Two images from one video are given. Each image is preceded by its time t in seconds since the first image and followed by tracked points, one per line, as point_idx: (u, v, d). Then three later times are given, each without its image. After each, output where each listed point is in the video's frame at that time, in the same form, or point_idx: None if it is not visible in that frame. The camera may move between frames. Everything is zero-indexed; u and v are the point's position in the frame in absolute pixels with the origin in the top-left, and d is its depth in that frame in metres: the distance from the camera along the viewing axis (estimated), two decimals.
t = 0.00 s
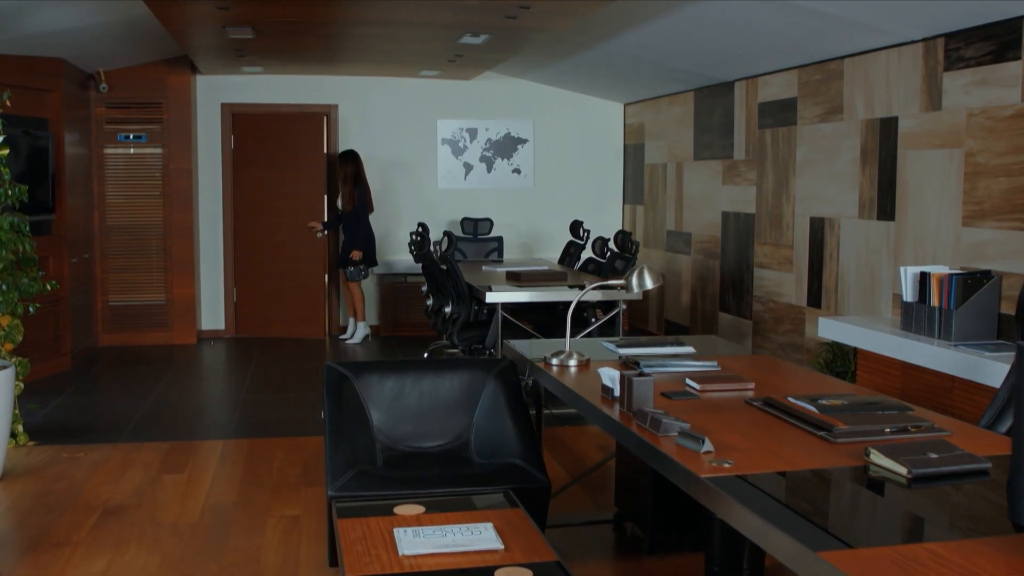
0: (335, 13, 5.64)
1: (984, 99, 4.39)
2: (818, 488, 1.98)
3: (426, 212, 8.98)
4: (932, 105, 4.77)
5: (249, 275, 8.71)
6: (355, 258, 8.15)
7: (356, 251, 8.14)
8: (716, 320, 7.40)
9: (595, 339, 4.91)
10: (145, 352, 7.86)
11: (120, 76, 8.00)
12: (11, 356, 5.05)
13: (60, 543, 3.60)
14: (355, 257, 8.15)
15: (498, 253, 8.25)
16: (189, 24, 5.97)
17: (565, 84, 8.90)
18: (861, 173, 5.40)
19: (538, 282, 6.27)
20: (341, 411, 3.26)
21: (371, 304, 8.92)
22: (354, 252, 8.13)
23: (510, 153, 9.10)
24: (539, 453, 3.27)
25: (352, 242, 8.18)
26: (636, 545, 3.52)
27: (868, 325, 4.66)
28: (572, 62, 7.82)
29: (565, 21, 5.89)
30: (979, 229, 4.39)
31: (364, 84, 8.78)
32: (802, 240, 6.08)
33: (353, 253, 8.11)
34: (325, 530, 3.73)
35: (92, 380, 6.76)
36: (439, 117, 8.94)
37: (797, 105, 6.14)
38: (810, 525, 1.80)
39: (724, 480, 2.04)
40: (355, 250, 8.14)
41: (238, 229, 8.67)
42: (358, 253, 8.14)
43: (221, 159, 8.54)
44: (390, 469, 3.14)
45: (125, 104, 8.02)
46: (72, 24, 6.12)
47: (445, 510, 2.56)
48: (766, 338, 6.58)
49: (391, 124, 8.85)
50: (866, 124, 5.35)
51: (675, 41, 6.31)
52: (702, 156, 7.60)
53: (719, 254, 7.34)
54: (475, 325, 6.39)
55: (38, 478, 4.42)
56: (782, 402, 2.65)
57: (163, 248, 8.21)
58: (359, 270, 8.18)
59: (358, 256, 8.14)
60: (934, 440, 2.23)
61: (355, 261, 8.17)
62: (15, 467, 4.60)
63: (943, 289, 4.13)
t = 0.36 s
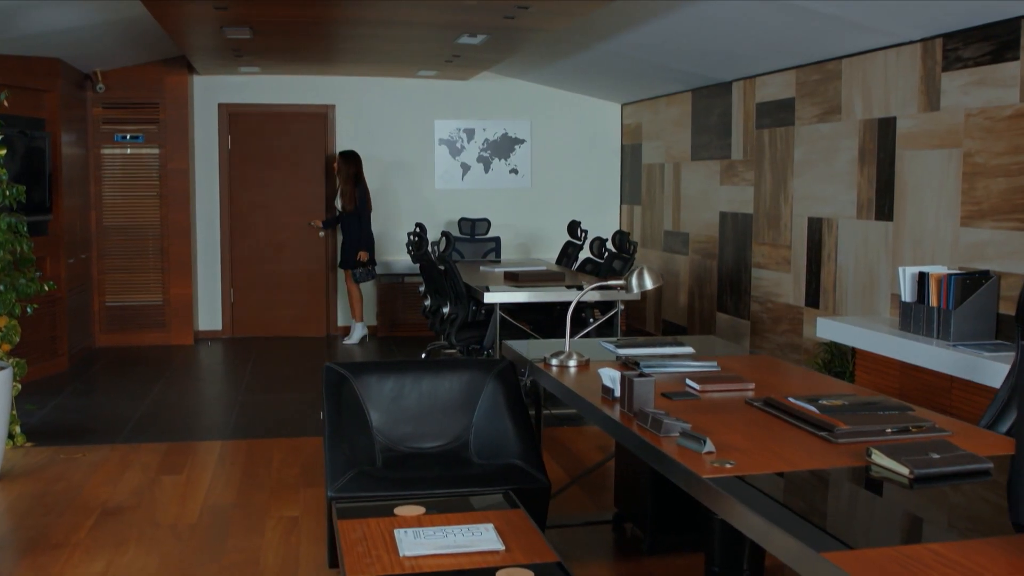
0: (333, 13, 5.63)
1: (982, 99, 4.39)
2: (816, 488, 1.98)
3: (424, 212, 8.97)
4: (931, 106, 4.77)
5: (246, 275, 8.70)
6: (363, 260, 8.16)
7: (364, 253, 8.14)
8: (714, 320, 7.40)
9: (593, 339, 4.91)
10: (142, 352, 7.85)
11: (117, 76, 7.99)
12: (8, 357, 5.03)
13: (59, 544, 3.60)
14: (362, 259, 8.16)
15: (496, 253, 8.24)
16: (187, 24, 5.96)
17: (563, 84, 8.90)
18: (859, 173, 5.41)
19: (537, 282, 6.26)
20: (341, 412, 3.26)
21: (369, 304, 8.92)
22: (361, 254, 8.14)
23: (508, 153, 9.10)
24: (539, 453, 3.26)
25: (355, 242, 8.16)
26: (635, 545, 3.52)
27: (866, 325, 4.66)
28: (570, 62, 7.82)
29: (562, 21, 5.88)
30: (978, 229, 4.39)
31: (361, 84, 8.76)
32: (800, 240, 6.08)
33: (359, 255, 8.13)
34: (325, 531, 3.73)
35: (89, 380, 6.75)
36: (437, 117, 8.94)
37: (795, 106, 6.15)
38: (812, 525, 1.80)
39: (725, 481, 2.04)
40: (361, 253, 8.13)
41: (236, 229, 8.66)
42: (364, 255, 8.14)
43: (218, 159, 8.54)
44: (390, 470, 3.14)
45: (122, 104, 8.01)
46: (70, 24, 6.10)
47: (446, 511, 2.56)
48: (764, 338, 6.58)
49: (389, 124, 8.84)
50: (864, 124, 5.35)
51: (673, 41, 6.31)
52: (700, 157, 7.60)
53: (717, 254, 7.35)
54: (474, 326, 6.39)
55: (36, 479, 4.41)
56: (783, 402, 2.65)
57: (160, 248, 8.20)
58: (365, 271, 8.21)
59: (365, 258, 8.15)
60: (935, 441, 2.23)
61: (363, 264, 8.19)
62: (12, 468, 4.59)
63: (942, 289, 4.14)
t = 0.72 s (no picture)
0: (331, 13, 5.63)
1: (981, 100, 4.39)
2: (815, 488, 1.98)
3: (422, 212, 8.97)
4: (929, 106, 4.78)
5: (244, 276, 8.70)
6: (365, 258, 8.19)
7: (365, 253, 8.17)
8: (712, 320, 7.40)
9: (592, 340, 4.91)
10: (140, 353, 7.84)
11: (114, 77, 7.98)
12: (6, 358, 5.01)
13: (58, 545, 3.59)
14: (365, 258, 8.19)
15: (493, 253, 8.24)
16: (184, 23, 5.94)
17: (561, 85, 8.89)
18: (858, 174, 5.41)
19: (536, 283, 6.26)
20: (340, 412, 3.26)
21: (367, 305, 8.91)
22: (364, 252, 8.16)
23: (505, 153, 9.10)
24: (539, 454, 3.26)
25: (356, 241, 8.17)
26: (636, 546, 3.51)
27: (866, 325, 4.67)
28: (568, 62, 7.82)
29: (561, 22, 5.88)
30: (976, 229, 4.39)
31: (359, 85, 8.75)
32: (799, 240, 6.08)
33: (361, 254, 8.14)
34: (324, 532, 3.73)
35: (86, 381, 6.74)
36: (435, 118, 8.93)
37: (793, 106, 6.15)
38: (814, 525, 1.80)
39: (727, 482, 2.03)
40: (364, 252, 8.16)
41: (234, 230, 8.66)
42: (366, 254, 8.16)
43: (215, 160, 8.52)
44: (390, 471, 3.13)
45: (119, 104, 8.00)
46: (66, 24, 6.09)
47: (446, 512, 2.56)
48: (762, 338, 6.58)
49: (387, 124, 8.83)
50: (863, 124, 5.35)
51: (671, 41, 6.31)
52: (698, 157, 7.60)
53: (715, 255, 7.35)
54: (472, 326, 6.39)
55: (33, 481, 4.39)
56: (784, 402, 2.65)
57: (157, 249, 8.19)
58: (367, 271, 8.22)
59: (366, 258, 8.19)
60: (936, 441, 2.23)
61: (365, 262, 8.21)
62: (10, 470, 4.57)
63: (941, 289, 4.14)
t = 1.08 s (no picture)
0: (331, 13, 5.62)
1: (982, 100, 4.39)
2: (816, 488, 1.98)
3: (421, 213, 8.97)
4: (929, 106, 4.78)
5: (243, 276, 8.69)
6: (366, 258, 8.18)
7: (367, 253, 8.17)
8: (711, 321, 7.40)
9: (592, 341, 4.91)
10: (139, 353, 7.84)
11: (113, 77, 7.98)
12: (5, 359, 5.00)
13: (57, 546, 3.58)
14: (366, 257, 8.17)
15: (493, 253, 8.25)
16: (183, 24, 5.94)
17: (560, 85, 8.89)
18: (857, 174, 5.41)
19: (535, 283, 6.26)
20: (341, 413, 3.26)
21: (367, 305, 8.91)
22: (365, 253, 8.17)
23: (504, 154, 9.10)
24: (540, 455, 3.26)
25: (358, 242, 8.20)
26: (637, 546, 3.51)
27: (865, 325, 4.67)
28: (567, 63, 7.82)
29: (560, 22, 5.88)
30: (977, 229, 4.39)
31: (358, 85, 8.75)
32: (798, 240, 6.08)
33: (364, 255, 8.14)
34: (324, 533, 3.73)
35: (86, 382, 6.73)
36: (434, 118, 8.93)
37: (793, 106, 6.15)
38: (815, 524, 1.80)
39: (728, 482, 2.03)
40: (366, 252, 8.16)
41: (233, 230, 8.65)
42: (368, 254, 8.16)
43: (214, 160, 8.52)
44: (391, 471, 3.13)
45: (118, 104, 7.99)
46: (65, 24, 6.09)
47: (447, 512, 2.56)
48: (762, 338, 6.58)
49: (386, 124, 8.83)
50: (863, 124, 5.35)
51: (671, 42, 6.31)
52: (698, 157, 7.60)
53: (715, 255, 7.35)
54: (472, 326, 6.38)
55: (34, 481, 4.39)
56: (785, 403, 2.65)
57: (156, 249, 8.18)
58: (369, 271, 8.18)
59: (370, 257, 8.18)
60: (938, 441, 2.23)
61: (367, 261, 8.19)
62: (9, 470, 4.57)
63: (941, 289, 4.14)
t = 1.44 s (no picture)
0: (330, 13, 5.62)
1: (982, 100, 4.39)
2: (816, 488, 1.98)
3: (421, 213, 8.96)
4: (929, 106, 4.78)
5: (243, 276, 8.69)
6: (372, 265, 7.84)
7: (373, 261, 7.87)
8: (711, 321, 7.40)
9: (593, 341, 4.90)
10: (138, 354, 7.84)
11: (113, 77, 7.97)
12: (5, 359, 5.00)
13: (58, 547, 3.58)
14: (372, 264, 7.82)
15: (492, 253, 8.24)
16: (184, 24, 5.94)
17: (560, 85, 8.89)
18: (857, 174, 5.41)
19: (535, 283, 6.26)
20: (342, 413, 3.25)
21: (366, 305, 8.91)
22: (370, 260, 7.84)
23: (504, 154, 9.09)
24: (541, 455, 3.25)
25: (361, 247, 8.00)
26: (638, 546, 3.51)
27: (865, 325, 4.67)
28: (567, 63, 7.81)
29: (560, 22, 5.88)
30: (977, 229, 4.39)
31: (358, 85, 8.75)
32: (798, 240, 6.08)
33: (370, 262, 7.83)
34: (325, 533, 3.73)
35: (86, 382, 6.73)
36: (433, 118, 8.93)
37: (792, 106, 6.16)
38: (817, 524, 1.80)
39: (730, 483, 2.03)
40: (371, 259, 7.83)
41: (233, 231, 8.65)
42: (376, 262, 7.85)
43: (214, 160, 8.52)
44: (391, 471, 3.13)
45: (118, 104, 7.99)
46: (65, 24, 6.09)
47: (449, 513, 2.55)
48: (762, 338, 6.59)
49: (386, 124, 8.83)
50: (863, 124, 5.35)
51: (671, 41, 6.31)
52: (697, 157, 7.60)
53: (714, 255, 7.35)
54: (472, 327, 6.38)
55: (34, 482, 4.39)
56: (787, 403, 2.65)
57: (156, 249, 8.18)
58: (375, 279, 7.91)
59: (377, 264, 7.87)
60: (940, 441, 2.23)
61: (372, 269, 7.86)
62: (9, 471, 4.57)
63: (942, 289, 4.14)
